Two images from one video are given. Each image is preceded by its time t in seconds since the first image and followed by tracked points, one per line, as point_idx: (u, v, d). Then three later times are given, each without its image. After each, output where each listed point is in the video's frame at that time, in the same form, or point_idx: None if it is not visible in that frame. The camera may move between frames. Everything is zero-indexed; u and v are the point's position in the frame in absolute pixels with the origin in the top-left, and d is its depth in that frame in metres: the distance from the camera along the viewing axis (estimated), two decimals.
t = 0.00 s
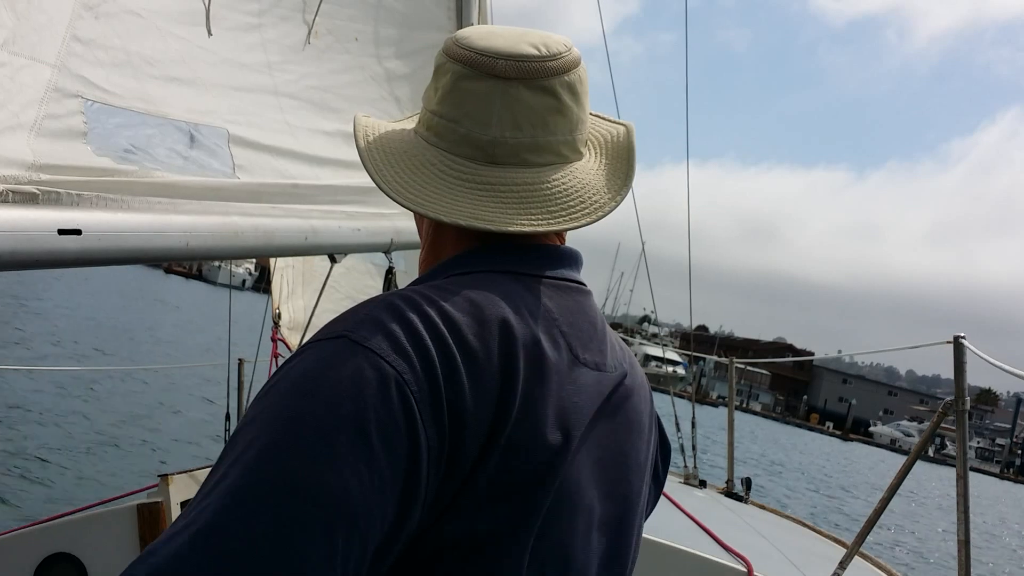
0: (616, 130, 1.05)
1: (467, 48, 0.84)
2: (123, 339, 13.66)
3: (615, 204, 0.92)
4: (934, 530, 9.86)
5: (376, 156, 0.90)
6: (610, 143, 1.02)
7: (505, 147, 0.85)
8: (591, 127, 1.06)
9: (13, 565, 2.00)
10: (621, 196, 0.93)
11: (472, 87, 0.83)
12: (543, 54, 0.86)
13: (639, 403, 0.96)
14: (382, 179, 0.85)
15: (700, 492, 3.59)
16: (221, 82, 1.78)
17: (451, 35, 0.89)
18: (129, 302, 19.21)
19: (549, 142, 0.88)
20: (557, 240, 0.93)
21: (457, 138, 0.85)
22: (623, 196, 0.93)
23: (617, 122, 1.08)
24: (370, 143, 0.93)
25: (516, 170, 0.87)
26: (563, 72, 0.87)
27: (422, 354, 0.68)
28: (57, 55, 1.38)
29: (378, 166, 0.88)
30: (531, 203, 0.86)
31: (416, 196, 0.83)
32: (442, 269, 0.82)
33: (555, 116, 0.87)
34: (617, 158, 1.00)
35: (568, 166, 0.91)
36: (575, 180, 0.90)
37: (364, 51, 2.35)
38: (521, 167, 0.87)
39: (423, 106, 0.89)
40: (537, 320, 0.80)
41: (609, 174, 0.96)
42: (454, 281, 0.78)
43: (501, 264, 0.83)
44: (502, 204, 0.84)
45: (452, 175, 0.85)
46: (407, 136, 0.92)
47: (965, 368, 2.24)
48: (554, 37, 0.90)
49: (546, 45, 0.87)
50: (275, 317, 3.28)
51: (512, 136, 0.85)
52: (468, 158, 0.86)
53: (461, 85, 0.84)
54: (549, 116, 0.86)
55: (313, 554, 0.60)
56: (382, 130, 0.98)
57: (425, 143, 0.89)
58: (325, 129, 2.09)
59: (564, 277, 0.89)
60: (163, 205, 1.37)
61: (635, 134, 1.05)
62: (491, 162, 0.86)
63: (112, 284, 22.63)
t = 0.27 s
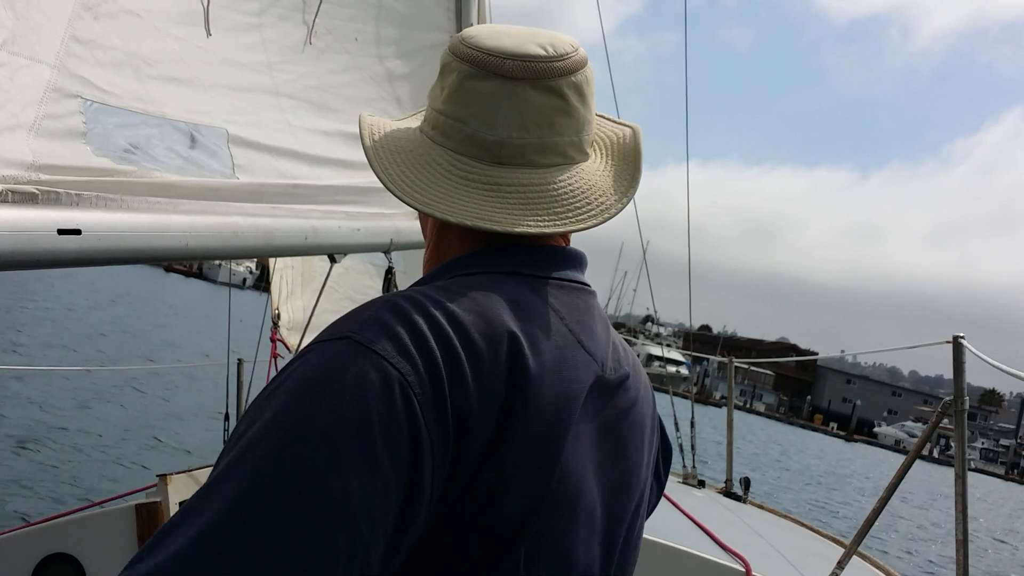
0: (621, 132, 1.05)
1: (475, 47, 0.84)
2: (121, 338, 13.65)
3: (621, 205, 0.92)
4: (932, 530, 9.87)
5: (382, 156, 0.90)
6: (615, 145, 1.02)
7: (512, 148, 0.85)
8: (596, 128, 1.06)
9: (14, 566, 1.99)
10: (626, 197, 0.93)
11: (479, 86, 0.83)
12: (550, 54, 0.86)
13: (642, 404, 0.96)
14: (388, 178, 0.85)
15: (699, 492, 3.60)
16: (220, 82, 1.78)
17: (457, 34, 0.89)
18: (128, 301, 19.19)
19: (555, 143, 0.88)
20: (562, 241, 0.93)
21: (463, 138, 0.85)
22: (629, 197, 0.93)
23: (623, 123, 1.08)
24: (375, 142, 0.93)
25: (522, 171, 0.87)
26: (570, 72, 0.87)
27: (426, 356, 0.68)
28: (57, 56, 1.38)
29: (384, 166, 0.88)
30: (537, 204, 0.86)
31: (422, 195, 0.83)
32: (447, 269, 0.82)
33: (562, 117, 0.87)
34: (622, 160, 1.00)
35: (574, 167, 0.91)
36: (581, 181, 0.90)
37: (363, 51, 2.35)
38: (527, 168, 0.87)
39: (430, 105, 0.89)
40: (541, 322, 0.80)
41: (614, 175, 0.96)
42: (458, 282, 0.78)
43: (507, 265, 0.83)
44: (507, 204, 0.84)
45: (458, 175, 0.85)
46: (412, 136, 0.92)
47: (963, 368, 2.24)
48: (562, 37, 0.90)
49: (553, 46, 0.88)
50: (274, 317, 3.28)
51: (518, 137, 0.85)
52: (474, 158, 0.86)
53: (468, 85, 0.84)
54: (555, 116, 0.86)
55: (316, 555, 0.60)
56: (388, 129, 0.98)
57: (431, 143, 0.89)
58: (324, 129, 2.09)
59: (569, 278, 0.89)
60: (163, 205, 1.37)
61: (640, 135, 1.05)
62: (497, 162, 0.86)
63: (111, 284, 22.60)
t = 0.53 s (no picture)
0: (622, 132, 1.05)
1: (477, 47, 0.84)
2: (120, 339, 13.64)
3: (622, 206, 0.92)
4: (932, 530, 9.87)
5: (383, 156, 0.90)
6: (615, 145, 1.02)
7: (513, 148, 0.85)
8: (596, 127, 1.06)
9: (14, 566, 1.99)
10: (627, 197, 0.94)
11: (481, 86, 0.83)
12: (552, 55, 0.86)
13: (642, 405, 0.96)
14: (389, 178, 0.85)
15: (698, 491, 3.60)
16: (220, 82, 1.78)
17: (459, 34, 0.89)
18: (127, 301, 19.18)
19: (556, 143, 0.88)
20: (563, 241, 0.93)
21: (465, 138, 0.85)
22: (630, 198, 0.94)
23: (624, 124, 1.08)
24: (376, 142, 0.93)
25: (523, 171, 0.87)
26: (572, 73, 0.87)
27: (426, 356, 0.68)
28: (57, 55, 1.38)
29: (385, 165, 0.88)
30: (538, 204, 0.86)
31: (423, 195, 0.83)
32: (448, 269, 0.83)
33: (563, 117, 0.87)
34: (623, 160, 1.00)
35: (576, 167, 0.91)
36: (582, 181, 0.90)
37: (363, 51, 2.35)
38: (529, 168, 0.87)
39: (431, 105, 0.89)
40: (542, 322, 0.80)
41: (614, 176, 0.97)
42: (458, 282, 0.78)
43: (508, 265, 0.83)
44: (508, 204, 0.84)
45: (459, 175, 0.85)
46: (414, 136, 0.92)
47: (963, 368, 2.24)
48: (564, 37, 0.90)
49: (555, 46, 0.88)
50: (274, 317, 3.27)
51: (520, 137, 0.85)
52: (475, 158, 0.86)
53: (470, 85, 0.84)
54: (556, 117, 0.86)
55: (314, 555, 0.60)
56: (389, 129, 0.98)
57: (432, 143, 0.89)
58: (324, 130, 2.09)
59: (570, 278, 0.89)
60: (163, 205, 1.37)
61: (641, 135, 1.05)
62: (499, 162, 0.86)
63: (110, 284, 22.59)
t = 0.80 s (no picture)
0: (622, 132, 1.05)
1: (476, 47, 0.84)
2: (122, 339, 13.65)
3: (622, 206, 0.92)
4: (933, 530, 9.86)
5: (383, 156, 0.90)
6: (615, 145, 1.02)
7: (513, 148, 0.85)
8: (596, 128, 1.06)
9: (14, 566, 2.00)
10: (627, 198, 0.93)
11: (480, 87, 0.83)
12: (551, 55, 0.86)
13: (641, 406, 0.95)
14: (389, 178, 0.85)
15: (698, 491, 3.60)
16: (220, 82, 1.78)
17: (459, 34, 0.89)
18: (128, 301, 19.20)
19: (556, 143, 0.88)
20: (562, 241, 0.93)
21: (464, 138, 0.85)
22: (630, 198, 0.93)
23: (623, 124, 1.08)
24: (377, 142, 0.93)
25: (523, 171, 0.87)
26: (571, 73, 0.87)
27: (425, 357, 0.68)
28: (58, 56, 1.38)
29: (385, 166, 0.88)
30: (538, 204, 0.86)
31: (423, 195, 0.83)
32: (447, 269, 0.83)
33: (563, 117, 0.87)
34: (622, 160, 1.00)
35: (575, 167, 0.91)
36: (582, 181, 0.90)
37: (363, 51, 2.35)
38: (528, 168, 0.87)
39: (431, 105, 0.89)
40: (542, 322, 0.80)
41: (614, 176, 0.97)
42: (458, 283, 0.78)
43: (507, 266, 0.83)
44: (508, 205, 0.84)
45: (459, 175, 0.85)
46: (414, 136, 0.92)
47: (964, 368, 2.24)
48: (563, 37, 0.90)
49: (554, 46, 0.88)
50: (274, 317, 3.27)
51: (519, 137, 0.85)
52: (475, 158, 0.86)
53: (470, 85, 0.84)
54: (556, 117, 0.86)
55: (312, 555, 0.60)
56: (389, 129, 0.98)
57: (431, 143, 0.89)
58: (324, 130, 2.09)
59: (570, 279, 0.89)
60: (163, 205, 1.37)
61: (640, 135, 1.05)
62: (499, 162, 0.86)
63: (111, 284, 22.61)
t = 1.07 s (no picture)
0: (618, 131, 1.05)
1: (471, 47, 0.84)
2: (121, 339, 13.65)
3: (617, 205, 0.92)
4: (933, 531, 9.86)
5: (379, 157, 0.90)
6: (612, 144, 1.02)
7: (508, 148, 0.85)
8: (593, 127, 1.06)
9: (15, 566, 1.97)
10: (623, 197, 0.94)
11: (475, 87, 0.83)
12: (546, 54, 0.86)
13: (639, 406, 0.95)
14: (385, 180, 0.85)
15: (698, 491, 3.60)
16: (221, 82, 1.78)
17: (454, 34, 0.89)
18: (128, 301, 19.20)
19: (551, 143, 0.88)
20: (558, 241, 0.93)
21: (459, 138, 0.85)
22: (626, 197, 0.94)
23: (620, 122, 1.08)
24: (373, 143, 0.93)
25: (518, 171, 0.87)
26: (566, 73, 0.87)
27: (420, 356, 0.68)
28: (59, 55, 1.39)
29: (381, 166, 0.88)
30: (533, 203, 0.86)
31: (418, 196, 0.83)
32: (443, 269, 0.83)
33: (558, 117, 0.87)
34: (619, 159, 1.00)
35: (571, 166, 0.91)
36: (578, 181, 0.90)
37: (364, 51, 2.35)
38: (524, 167, 0.87)
39: (426, 105, 0.89)
40: (537, 321, 0.80)
41: (610, 175, 0.97)
42: (453, 282, 0.79)
43: (504, 266, 0.83)
44: (505, 204, 0.85)
45: (454, 175, 0.85)
46: (410, 137, 0.92)
47: (963, 367, 2.24)
48: (557, 37, 0.90)
49: (549, 46, 0.88)
50: (275, 317, 3.27)
51: (514, 137, 0.85)
52: (471, 158, 0.86)
53: (464, 85, 0.84)
54: (551, 116, 0.87)
55: (307, 556, 0.60)
56: (385, 130, 0.98)
57: (427, 144, 0.89)
58: (325, 130, 2.09)
59: (566, 278, 0.89)
60: (164, 205, 1.37)
61: (636, 134, 1.05)
62: (494, 162, 0.86)
63: (111, 284, 22.60)
